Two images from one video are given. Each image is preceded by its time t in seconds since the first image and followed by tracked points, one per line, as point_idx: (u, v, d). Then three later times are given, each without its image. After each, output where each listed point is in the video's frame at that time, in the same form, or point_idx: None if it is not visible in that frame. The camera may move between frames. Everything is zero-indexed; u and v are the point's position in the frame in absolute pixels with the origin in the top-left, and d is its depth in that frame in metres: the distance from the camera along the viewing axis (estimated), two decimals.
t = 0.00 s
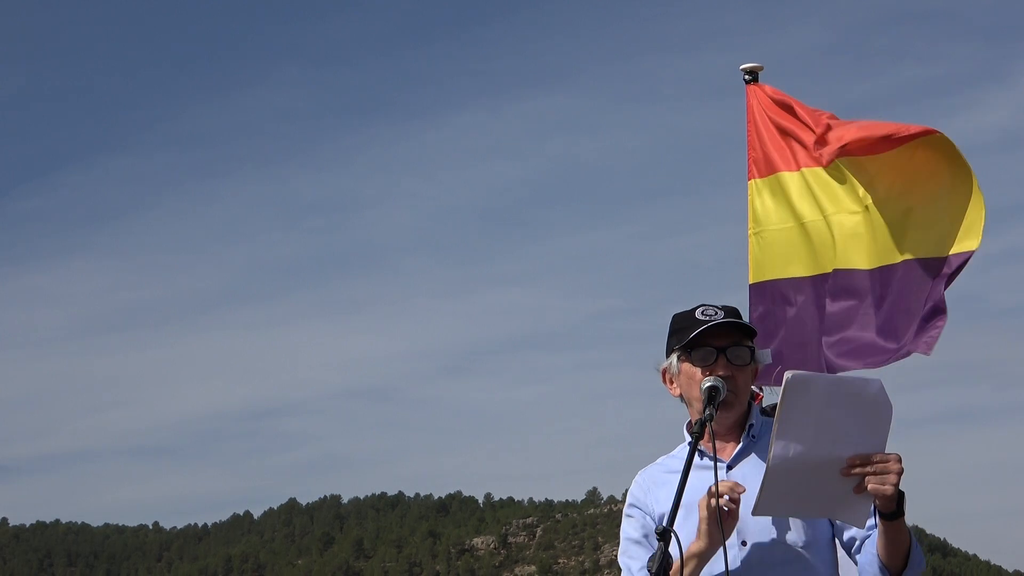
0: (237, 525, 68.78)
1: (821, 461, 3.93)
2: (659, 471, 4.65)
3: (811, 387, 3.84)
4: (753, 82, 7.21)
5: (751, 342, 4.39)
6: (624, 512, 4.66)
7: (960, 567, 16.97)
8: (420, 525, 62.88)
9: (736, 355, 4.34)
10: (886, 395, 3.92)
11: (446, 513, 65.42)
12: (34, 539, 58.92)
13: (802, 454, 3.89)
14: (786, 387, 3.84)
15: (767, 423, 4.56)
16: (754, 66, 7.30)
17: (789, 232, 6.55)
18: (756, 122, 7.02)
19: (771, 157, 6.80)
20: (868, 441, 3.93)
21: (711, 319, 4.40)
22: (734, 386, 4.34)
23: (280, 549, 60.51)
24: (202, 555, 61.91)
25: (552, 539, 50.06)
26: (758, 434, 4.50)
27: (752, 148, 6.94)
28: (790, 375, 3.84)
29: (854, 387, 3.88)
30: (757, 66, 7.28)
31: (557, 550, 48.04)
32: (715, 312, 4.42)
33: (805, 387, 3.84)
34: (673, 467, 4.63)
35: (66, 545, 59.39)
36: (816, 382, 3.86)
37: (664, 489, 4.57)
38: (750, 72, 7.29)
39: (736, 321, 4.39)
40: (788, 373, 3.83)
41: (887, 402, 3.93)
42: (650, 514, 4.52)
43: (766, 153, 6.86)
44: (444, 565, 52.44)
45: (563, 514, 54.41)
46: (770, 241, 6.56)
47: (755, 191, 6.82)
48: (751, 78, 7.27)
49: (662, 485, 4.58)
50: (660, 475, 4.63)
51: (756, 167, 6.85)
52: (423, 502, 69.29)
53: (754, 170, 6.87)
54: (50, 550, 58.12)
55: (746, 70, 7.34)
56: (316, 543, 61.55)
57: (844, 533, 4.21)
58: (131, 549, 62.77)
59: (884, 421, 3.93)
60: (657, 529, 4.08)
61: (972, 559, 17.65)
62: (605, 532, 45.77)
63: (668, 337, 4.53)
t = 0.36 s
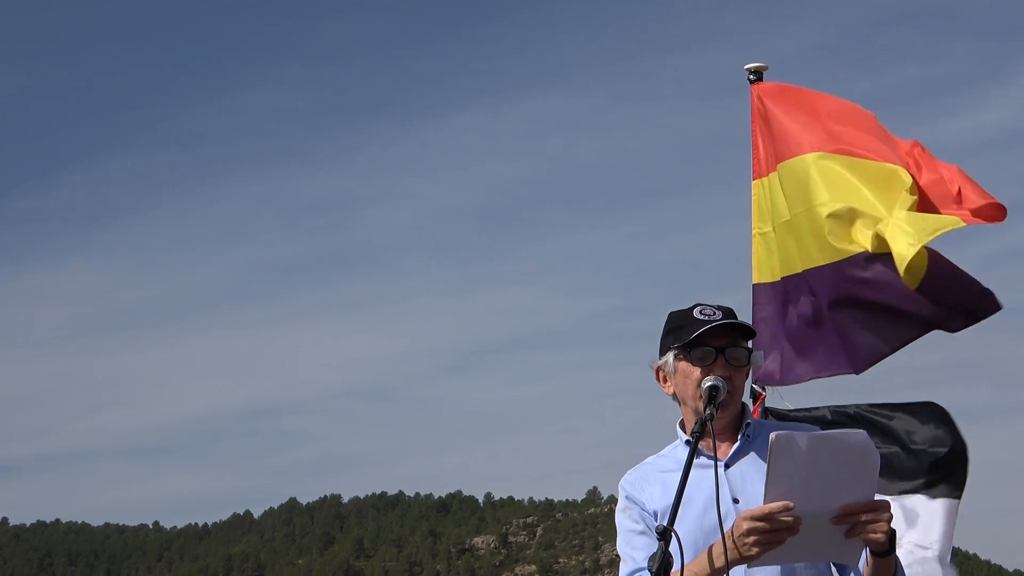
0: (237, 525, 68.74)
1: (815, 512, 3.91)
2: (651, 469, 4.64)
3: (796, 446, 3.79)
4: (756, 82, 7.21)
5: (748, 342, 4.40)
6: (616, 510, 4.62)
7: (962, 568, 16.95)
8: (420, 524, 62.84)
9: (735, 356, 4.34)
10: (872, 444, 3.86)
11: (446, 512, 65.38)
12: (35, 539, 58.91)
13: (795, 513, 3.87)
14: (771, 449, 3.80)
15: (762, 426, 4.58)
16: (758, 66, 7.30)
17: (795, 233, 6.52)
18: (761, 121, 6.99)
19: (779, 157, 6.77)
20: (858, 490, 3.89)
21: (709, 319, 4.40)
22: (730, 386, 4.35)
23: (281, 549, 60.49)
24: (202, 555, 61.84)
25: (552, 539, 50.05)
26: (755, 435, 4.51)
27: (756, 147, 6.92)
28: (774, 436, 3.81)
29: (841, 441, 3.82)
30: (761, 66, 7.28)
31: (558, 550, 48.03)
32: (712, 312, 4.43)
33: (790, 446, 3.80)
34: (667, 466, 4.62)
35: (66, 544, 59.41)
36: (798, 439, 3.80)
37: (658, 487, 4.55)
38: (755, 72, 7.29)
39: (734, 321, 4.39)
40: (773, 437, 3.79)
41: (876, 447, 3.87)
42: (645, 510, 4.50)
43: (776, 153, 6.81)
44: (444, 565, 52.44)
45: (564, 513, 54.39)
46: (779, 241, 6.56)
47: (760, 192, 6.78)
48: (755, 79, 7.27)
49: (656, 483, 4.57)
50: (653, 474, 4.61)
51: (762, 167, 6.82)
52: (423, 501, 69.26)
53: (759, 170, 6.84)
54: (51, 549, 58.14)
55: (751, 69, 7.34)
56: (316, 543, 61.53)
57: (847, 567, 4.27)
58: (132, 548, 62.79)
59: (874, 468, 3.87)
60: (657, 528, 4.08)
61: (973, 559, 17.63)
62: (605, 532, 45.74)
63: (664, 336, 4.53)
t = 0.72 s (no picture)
0: (237, 525, 68.74)
1: (823, 529, 3.89)
2: (650, 466, 4.64)
3: (805, 482, 3.73)
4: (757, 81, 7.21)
5: (750, 342, 4.39)
6: (614, 507, 4.61)
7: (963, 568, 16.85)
8: (420, 524, 62.86)
9: (738, 356, 4.34)
10: (885, 474, 3.80)
11: (446, 512, 65.40)
12: (35, 539, 58.95)
13: (805, 530, 3.84)
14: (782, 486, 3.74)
15: (762, 430, 4.57)
16: (759, 65, 7.31)
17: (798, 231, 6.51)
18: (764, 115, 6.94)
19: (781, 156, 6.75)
20: (868, 512, 3.86)
21: (712, 319, 4.40)
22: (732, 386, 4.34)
23: (281, 549, 60.49)
24: (202, 554, 61.84)
25: (552, 539, 50.05)
26: (754, 437, 4.52)
27: (757, 146, 6.87)
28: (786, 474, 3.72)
29: (854, 474, 3.75)
30: (762, 66, 7.28)
31: (558, 549, 48.05)
32: (716, 311, 4.43)
33: (801, 481, 3.74)
34: (666, 463, 4.62)
35: (66, 544, 59.46)
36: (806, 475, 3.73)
37: (658, 483, 4.55)
38: (756, 70, 7.29)
39: (737, 322, 4.38)
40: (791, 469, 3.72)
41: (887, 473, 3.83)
42: (646, 506, 4.50)
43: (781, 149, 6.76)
44: (444, 564, 52.47)
45: (564, 513, 54.40)
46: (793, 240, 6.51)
47: (759, 191, 6.77)
48: (755, 78, 7.27)
49: (654, 480, 4.57)
50: (651, 470, 4.62)
51: (760, 166, 6.81)
52: (423, 501, 69.24)
53: (759, 169, 6.81)
54: (51, 549, 58.18)
55: (752, 68, 7.33)
56: (317, 542, 61.55)
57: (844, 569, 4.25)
58: (132, 548, 62.83)
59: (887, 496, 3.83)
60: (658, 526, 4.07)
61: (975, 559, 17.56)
62: (604, 531, 45.73)
63: (664, 335, 4.53)
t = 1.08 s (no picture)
0: (236, 524, 68.73)
1: (825, 531, 3.86)
2: (652, 465, 4.64)
3: (804, 491, 3.71)
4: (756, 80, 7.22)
5: (749, 343, 4.38)
6: (616, 507, 4.60)
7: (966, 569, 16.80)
8: (420, 523, 62.86)
9: (738, 358, 4.34)
10: (884, 485, 3.79)
11: (446, 512, 65.44)
12: (35, 539, 58.94)
13: (806, 532, 3.82)
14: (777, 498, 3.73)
15: (766, 431, 4.57)
16: (759, 65, 7.32)
17: (797, 232, 6.52)
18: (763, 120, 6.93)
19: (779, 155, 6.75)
20: (869, 516, 3.84)
21: (712, 320, 4.39)
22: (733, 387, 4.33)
23: (281, 548, 60.47)
24: (202, 554, 61.83)
25: (552, 538, 50.09)
26: (757, 437, 4.52)
27: (757, 147, 6.88)
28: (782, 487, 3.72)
29: (849, 484, 3.74)
30: (762, 65, 7.29)
31: (558, 549, 48.11)
32: (716, 312, 4.43)
33: (798, 493, 3.72)
34: (668, 463, 4.61)
35: (66, 544, 59.44)
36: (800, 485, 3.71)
37: (662, 483, 4.54)
38: (756, 69, 7.29)
39: (735, 324, 4.38)
40: (789, 478, 3.70)
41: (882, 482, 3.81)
42: (649, 505, 4.50)
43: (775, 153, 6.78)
44: (444, 564, 52.50)
45: (564, 513, 54.45)
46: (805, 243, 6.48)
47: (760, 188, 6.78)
48: (756, 76, 7.27)
49: (658, 478, 4.56)
50: (654, 469, 4.61)
51: (761, 165, 6.81)
52: (423, 501, 69.23)
53: (760, 168, 6.81)
54: (51, 549, 58.18)
55: (753, 68, 7.34)
56: (317, 542, 61.56)
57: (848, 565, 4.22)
58: (132, 548, 62.84)
59: (885, 498, 3.82)
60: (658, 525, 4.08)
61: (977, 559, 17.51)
62: (604, 531, 45.74)
63: (665, 337, 4.52)
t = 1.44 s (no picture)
0: (237, 525, 68.69)
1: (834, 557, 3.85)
2: (655, 462, 4.63)
3: (817, 520, 3.69)
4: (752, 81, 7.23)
5: (764, 348, 4.36)
6: (617, 504, 4.59)
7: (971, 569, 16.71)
8: (421, 524, 62.84)
9: (753, 364, 4.34)
10: (894, 515, 3.80)
11: (446, 512, 65.45)
12: (35, 538, 58.93)
13: (815, 560, 3.82)
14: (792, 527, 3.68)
15: (769, 432, 4.58)
16: (755, 65, 7.33)
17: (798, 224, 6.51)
18: (761, 114, 6.97)
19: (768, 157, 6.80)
20: (879, 544, 3.86)
21: (729, 324, 4.42)
22: (743, 388, 4.35)
23: (282, 548, 60.45)
24: (202, 554, 61.78)
25: (552, 539, 50.10)
26: (761, 437, 4.53)
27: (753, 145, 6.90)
28: (802, 512, 3.67)
29: (862, 515, 3.74)
30: (758, 65, 7.30)
31: (558, 549, 48.14)
32: (734, 315, 4.46)
33: (813, 522, 3.70)
34: (671, 460, 4.61)
35: (66, 544, 59.41)
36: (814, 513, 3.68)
37: (665, 481, 4.54)
38: (752, 69, 7.30)
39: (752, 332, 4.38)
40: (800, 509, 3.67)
41: (898, 514, 3.81)
42: (651, 505, 4.50)
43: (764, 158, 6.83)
44: (444, 564, 52.52)
45: (564, 513, 54.47)
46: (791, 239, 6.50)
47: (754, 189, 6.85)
48: (752, 75, 7.29)
49: (661, 477, 4.56)
50: (657, 466, 4.61)
51: (757, 164, 6.86)
52: (423, 501, 69.21)
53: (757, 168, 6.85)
54: (52, 549, 58.19)
55: (748, 68, 7.35)
56: (317, 542, 61.52)
57: None
58: (132, 548, 62.86)
59: (898, 525, 3.82)
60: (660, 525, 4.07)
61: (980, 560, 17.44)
62: (604, 531, 45.74)
63: (677, 335, 4.52)
